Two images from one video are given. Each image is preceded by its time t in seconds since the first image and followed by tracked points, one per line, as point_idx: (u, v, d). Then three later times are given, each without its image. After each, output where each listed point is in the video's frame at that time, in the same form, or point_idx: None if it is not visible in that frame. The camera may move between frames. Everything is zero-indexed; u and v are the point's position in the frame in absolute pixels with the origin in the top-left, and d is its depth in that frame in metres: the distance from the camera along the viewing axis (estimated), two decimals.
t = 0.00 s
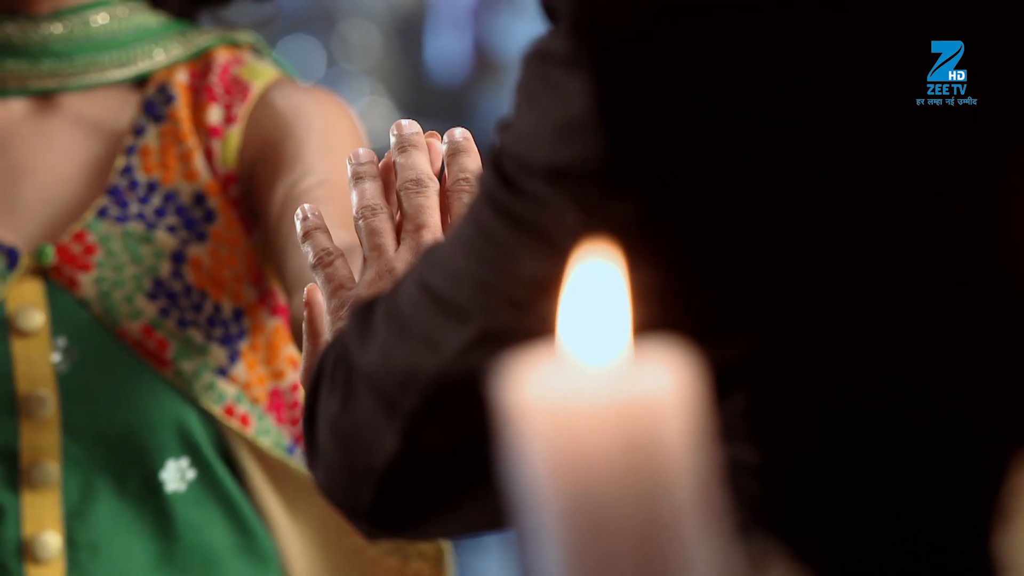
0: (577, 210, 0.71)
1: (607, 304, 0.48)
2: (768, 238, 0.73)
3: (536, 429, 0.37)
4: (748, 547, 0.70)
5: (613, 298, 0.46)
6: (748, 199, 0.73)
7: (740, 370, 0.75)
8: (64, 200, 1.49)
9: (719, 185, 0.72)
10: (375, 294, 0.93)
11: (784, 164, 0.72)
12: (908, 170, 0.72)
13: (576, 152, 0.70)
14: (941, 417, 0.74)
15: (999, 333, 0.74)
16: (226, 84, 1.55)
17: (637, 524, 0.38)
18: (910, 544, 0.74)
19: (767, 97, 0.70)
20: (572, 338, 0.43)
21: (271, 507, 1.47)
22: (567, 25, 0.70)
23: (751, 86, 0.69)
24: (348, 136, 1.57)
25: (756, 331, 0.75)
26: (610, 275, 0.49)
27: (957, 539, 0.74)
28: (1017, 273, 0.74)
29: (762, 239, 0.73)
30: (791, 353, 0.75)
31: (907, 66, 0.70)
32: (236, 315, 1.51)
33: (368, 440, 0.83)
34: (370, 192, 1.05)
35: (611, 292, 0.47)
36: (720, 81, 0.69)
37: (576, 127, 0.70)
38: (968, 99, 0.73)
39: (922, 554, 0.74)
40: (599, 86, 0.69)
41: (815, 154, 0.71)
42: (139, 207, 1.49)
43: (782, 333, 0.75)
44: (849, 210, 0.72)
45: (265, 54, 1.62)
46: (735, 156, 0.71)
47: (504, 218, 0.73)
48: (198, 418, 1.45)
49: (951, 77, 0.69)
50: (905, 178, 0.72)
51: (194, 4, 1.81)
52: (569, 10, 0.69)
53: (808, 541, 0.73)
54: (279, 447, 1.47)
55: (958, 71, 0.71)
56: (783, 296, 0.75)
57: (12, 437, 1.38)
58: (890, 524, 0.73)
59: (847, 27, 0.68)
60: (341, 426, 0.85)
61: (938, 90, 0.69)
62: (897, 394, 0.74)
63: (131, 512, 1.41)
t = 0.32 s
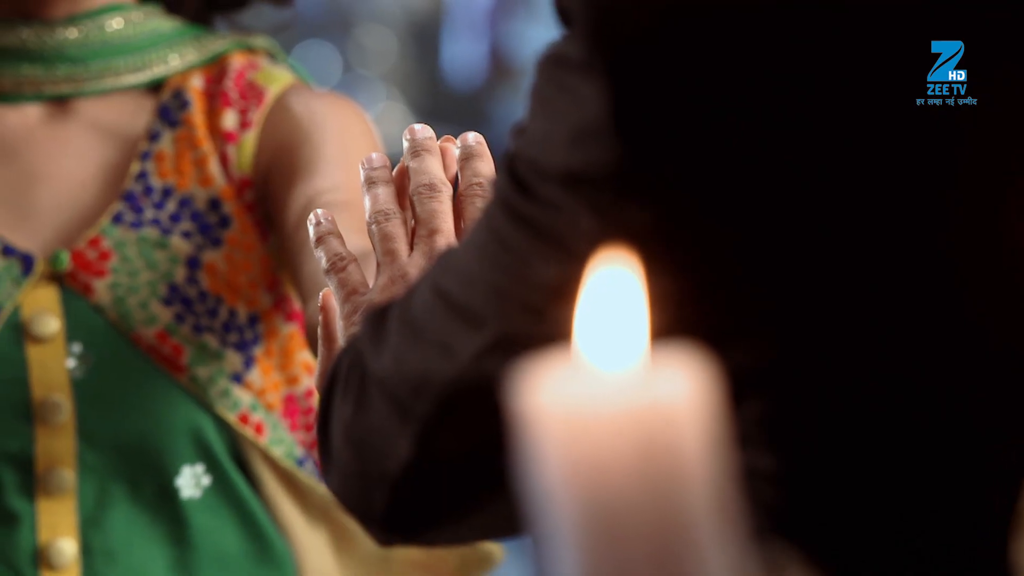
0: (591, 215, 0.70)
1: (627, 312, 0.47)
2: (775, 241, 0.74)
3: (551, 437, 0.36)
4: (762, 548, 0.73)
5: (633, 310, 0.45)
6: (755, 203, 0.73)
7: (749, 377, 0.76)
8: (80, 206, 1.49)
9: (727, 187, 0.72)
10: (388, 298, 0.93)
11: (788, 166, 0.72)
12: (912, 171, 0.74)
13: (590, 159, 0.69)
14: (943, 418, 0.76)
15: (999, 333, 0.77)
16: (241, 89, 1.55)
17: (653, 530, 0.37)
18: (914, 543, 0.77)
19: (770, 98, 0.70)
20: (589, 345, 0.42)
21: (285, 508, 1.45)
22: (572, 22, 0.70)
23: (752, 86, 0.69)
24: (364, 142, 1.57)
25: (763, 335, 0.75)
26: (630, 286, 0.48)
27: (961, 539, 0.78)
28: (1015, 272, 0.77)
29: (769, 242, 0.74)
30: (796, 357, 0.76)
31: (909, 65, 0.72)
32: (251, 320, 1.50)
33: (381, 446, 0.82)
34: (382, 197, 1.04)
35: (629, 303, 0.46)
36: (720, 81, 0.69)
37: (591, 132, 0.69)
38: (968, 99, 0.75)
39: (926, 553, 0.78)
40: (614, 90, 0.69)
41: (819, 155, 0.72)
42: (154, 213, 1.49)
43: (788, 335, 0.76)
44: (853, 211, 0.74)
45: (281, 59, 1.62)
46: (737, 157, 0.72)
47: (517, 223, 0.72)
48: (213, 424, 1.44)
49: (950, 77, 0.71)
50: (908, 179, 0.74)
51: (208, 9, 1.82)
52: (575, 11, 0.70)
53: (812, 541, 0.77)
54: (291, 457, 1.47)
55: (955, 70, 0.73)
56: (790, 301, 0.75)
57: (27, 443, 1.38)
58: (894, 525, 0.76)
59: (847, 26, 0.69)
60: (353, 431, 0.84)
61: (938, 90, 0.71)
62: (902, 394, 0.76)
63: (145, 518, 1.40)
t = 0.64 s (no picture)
0: (611, 227, 0.69)
1: (647, 328, 0.45)
2: (775, 241, 0.72)
3: (572, 453, 0.35)
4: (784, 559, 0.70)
5: (652, 321, 0.44)
6: (755, 203, 0.71)
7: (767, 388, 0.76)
8: (101, 218, 1.49)
9: (728, 188, 0.71)
10: (408, 312, 0.92)
11: (790, 166, 0.70)
12: (914, 171, 0.71)
13: (610, 172, 0.68)
14: (943, 418, 0.73)
15: (997, 329, 0.72)
16: (262, 102, 1.55)
17: (675, 547, 0.36)
18: (914, 546, 0.74)
19: (773, 99, 0.68)
20: (611, 358, 0.41)
21: (303, 529, 1.45)
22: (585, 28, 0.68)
23: (755, 87, 0.68)
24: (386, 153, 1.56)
25: (767, 339, 0.74)
26: (652, 305, 0.46)
27: (961, 539, 0.73)
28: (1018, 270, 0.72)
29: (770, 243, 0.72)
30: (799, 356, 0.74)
31: (908, 66, 0.69)
32: (272, 333, 1.50)
33: (400, 459, 0.81)
34: (401, 209, 1.03)
35: (651, 318, 0.44)
36: (725, 82, 0.67)
37: (610, 143, 0.68)
38: (968, 98, 0.73)
39: (925, 554, 0.73)
40: (634, 101, 0.67)
41: (822, 156, 0.70)
42: (174, 225, 1.48)
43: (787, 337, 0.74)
44: (857, 214, 0.71)
45: (301, 72, 1.62)
46: (742, 158, 0.70)
47: (539, 236, 0.71)
48: (233, 438, 1.44)
49: (951, 77, 0.68)
50: (909, 178, 0.71)
51: (228, 18, 1.83)
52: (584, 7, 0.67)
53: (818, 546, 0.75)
54: (311, 475, 1.46)
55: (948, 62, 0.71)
56: (793, 301, 0.74)
57: (48, 456, 1.38)
58: (899, 529, 0.73)
59: (851, 28, 0.67)
60: (375, 444, 0.82)
61: (938, 89, 0.68)
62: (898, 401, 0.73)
63: (168, 532, 1.40)
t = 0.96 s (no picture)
0: (638, 251, 0.67)
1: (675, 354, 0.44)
2: (777, 247, 0.68)
3: (598, 479, 0.35)
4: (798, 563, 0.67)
5: (678, 346, 0.43)
6: (753, 204, 0.67)
7: (792, 416, 0.74)
8: (127, 243, 1.49)
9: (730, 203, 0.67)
10: (432, 335, 0.91)
11: (793, 170, 0.66)
12: (912, 170, 0.67)
13: (634, 195, 0.66)
14: (943, 418, 0.74)
15: (999, 333, 0.72)
16: (287, 126, 1.55)
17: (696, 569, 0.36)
18: (914, 546, 0.75)
19: (774, 102, 0.64)
20: (634, 380, 0.41)
21: (325, 554, 1.44)
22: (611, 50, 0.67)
23: (757, 90, 0.63)
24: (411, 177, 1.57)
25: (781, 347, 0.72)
26: (680, 332, 0.45)
27: (960, 539, 0.75)
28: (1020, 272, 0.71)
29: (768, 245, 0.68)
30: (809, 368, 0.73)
31: (908, 64, 0.63)
32: (298, 357, 1.50)
33: (426, 483, 0.81)
34: (426, 232, 1.02)
35: (677, 345, 0.43)
36: (729, 85, 0.63)
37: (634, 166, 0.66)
38: (968, 99, 0.70)
39: (925, 553, 0.75)
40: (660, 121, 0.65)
41: (822, 158, 0.65)
42: (200, 249, 1.48)
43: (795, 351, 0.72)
44: (858, 214, 0.68)
45: (327, 96, 1.63)
46: (742, 161, 0.66)
47: (564, 260, 0.69)
48: (259, 463, 1.44)
49: (951, 77, 0.64)
50: (908, 176, 0.67)
51: (256, 44, 1.85)
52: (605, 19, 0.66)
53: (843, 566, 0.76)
54: (336, 501, 1.45)
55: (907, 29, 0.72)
56: (801, 309, 0.71)
57: (74, 479, 1.38)
58: (900, 530, 0.75)
59: (852, 30, 0.61)
60: (399, 468, 0.82)
61: (938, 90, 0.64)
62: (889, 407, 0.74)
63: (194, 557, 1.39)
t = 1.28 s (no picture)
0: (665, 281, 0.67)
1: (702, 377, 0.44)
2: (780, 249, 0.67)
3: (630, 508, 0.35)
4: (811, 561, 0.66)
5: (707, 372, 0.43)
6: (757, 207, 0.65)
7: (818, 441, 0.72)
8: (157, 273, 1.49)
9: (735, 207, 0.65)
10: (461, 363, 0.91)
11: (793, 170, 0.64)
12: (910, 168, 0.64)
13: (661, 222, 0.66)
14: (942, 418, 0.71)
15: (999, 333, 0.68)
16: (317, 156, 1.56)
17: None
18: (914, 546, 0.73)
19: (774, 102, 0.62)
20: (662, 407, 0.40)
21: None
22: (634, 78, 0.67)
23: (759, 90, 0.62)
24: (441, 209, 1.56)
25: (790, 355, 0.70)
26: (707, 356, 0.45)
27: (961, 539, 0.72)
28: None
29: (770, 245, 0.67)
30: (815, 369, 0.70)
31: (907, 67, 0.61)
32: (327, 388, 1.49)
33: (454, 513, 0.80)
34: (455, 261, 1.02)
35: (705, 367, 0.43)
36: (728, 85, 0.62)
37: (659, 197, 0.66)
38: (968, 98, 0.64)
39: (925, 554, 0.72)
40: (689, 148, 0.65)
41: (823, 158, 0.64)
42: (230, 279, 1.49)
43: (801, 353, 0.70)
44: (858, 214, 0.65)
45: (356, 126, 1.64)
46: (742, 162, 0.64)
47: (591, 288, 0.69)
48: (288, 492, 1.44)
49: (951, 77, 0.60)
50: (908, 177, 0.64)
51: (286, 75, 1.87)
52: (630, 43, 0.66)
53: None
54: (366, 530, 1.45)
55: None
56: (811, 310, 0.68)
57: (104, 509, 1.38)
58: (899, 529, 0.72)
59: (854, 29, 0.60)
60: (427, 497, 0.81)
61: (937, 91, 0.60)
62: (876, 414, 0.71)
63: None
